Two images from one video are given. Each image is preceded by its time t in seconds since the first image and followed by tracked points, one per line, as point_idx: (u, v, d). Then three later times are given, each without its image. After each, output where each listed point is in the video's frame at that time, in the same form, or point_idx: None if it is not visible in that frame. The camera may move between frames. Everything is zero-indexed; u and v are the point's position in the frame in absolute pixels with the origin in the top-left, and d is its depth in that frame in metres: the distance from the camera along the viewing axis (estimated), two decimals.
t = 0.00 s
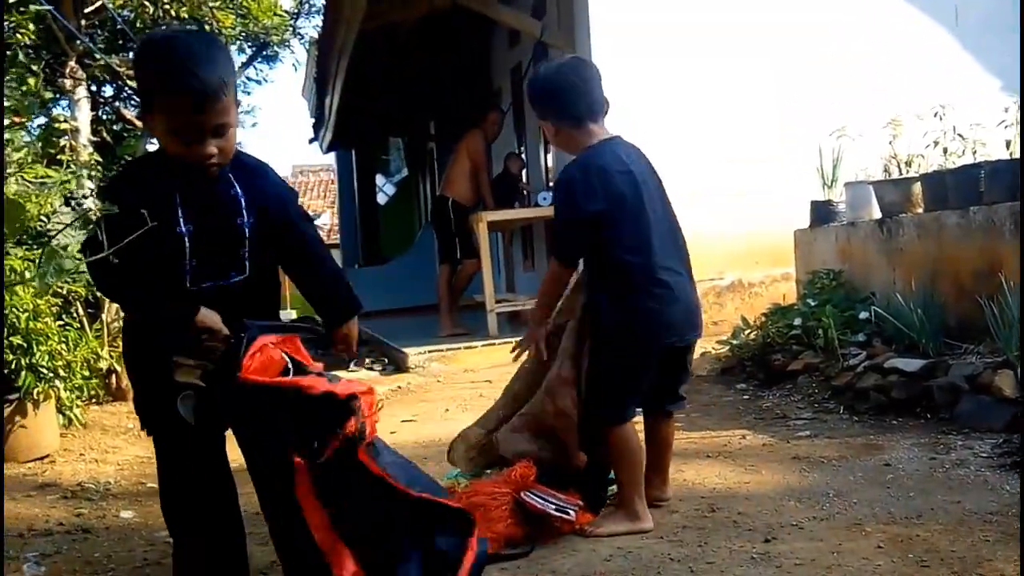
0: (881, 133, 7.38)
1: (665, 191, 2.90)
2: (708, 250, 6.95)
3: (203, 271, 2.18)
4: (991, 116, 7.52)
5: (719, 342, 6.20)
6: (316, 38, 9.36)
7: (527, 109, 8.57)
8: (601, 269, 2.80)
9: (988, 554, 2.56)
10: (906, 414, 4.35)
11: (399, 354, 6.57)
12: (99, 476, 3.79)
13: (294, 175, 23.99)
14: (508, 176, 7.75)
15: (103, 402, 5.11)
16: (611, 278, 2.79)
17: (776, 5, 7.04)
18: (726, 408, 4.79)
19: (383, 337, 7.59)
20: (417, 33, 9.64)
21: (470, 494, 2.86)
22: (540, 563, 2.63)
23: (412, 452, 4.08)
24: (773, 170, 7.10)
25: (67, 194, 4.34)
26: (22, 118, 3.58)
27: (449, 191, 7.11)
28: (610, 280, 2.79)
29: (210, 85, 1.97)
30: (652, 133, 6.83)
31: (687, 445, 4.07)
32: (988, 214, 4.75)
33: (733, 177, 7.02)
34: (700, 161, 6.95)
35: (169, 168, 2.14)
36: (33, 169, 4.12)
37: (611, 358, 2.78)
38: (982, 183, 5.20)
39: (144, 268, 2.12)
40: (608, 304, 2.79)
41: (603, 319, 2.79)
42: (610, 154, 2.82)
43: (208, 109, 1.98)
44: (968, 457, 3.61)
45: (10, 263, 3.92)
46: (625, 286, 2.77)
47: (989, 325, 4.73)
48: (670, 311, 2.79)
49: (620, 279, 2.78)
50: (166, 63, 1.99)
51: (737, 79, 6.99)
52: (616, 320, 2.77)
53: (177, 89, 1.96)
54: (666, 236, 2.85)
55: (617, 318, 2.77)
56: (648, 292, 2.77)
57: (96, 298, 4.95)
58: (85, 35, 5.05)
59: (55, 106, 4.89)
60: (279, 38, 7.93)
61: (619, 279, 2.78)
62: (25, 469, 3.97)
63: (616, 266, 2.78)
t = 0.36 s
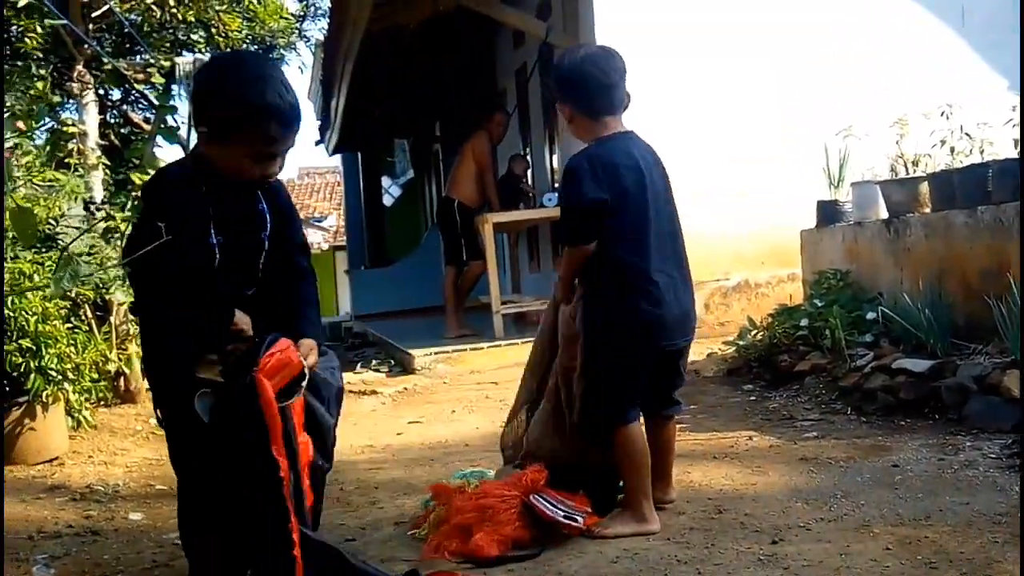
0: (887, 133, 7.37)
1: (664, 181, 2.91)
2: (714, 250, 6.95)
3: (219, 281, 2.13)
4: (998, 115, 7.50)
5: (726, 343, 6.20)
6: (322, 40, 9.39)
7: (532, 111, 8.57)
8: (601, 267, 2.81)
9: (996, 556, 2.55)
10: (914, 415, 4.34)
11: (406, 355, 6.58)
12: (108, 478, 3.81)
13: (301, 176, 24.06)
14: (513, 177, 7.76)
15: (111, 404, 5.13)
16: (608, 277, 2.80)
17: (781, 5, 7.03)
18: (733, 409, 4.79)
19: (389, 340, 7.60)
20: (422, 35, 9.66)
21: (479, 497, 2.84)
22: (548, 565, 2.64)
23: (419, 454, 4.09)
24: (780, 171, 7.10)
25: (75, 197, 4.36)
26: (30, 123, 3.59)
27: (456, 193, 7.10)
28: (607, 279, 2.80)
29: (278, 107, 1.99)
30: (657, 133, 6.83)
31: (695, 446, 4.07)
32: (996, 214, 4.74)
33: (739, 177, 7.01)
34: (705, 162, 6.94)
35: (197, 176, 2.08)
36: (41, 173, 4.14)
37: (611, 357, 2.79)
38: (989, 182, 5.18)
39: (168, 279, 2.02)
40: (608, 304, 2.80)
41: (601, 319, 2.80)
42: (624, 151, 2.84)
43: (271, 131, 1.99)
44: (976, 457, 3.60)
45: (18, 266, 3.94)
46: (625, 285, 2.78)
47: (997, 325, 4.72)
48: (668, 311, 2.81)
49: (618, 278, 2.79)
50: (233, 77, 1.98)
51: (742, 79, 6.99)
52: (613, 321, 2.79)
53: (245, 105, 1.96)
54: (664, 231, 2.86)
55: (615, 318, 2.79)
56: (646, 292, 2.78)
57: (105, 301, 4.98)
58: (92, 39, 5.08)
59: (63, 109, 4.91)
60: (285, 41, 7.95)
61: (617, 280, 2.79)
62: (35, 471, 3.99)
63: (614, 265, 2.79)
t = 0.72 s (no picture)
0: (892, 133, 7.36)
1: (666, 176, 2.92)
2: (719, 251, 6.94)
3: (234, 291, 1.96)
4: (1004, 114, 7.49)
5: (731, 343, 6.20)
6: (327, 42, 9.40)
7: (537, 112, 8.59)
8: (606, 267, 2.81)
9: (1002, 556, 2.55)
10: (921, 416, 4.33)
11: (412, 357, 6.61)
12: (115, 480, 3.82)
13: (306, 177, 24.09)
14: (519, 178, 7.77)
15: (119, 407, 5.14)
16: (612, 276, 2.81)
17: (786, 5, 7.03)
18: (739, 410, 4.79)
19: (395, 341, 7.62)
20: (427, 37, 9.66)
21: (485, 499, 2.85)
22: (552, 567, 2.63)
23: (425, 455, 4.10)
24: (784, 171, 7.09)
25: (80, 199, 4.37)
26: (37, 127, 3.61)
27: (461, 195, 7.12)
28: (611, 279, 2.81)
29: (324, 101, 1.99)
30: (663, 132, 6.82)
31: (700, 447, 4.08)
32: (1002, 213, 4.73)
33: (744, 177, 7.01)
34: (711, 162, 6.94)
35: (238, 172, 2.01)
36: (49, 176, 4.15)
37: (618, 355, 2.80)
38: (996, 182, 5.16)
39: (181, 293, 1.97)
40: (616, 302, 2.80)
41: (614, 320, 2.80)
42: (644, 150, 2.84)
43: (318, 123, 1.99)
44: (982, 458, 3.60)
45: (25, 270, 3.96)
46: (633, 283, 2.78)
47: (1003, 325, 4.72)
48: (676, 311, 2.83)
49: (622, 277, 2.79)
50: (277, 74, 1.99)
51: (747, 79, 6.99)
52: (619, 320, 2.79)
53: (294, 99, 1.96)
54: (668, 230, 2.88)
55: (621, 318, 2.79)
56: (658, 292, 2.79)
57: (111, 303, 5.00)
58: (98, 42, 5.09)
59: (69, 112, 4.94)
60: (290, 43, 7.97)
61: (621, 278, 2.79)
62: (43, 474, 4.00)
63: (618, 264, 2.79)
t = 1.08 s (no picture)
0: (894, 132, 7.35)
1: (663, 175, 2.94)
2: (721, 250, 6.94)
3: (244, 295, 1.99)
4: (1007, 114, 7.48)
5: (733, 343, 6.20)
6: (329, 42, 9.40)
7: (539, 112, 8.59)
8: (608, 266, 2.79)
9: (1005, 556, 2.54)
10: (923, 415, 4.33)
11: (414, 356, 6.61)
12: (117, 479, 3.82)
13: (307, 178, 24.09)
14: (521, 178, 7.77)
15: (121, 406, 5.14)
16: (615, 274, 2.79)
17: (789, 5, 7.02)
18: (741, 409, 4.78)
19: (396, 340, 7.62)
20: (429, 37, 9.66)
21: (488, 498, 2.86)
22: (554, 566, 2.63)
23: (427, 453, 4.10)
24: (786, 171, 7.09)
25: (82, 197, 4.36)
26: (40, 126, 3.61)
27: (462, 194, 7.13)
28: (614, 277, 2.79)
29: (358, 119, 2.07)
30: (666, 131, 6.82)
31: (702, 446, 4.08)
32: (1004, 213, 4.72)
33: (746, 177, 7.01)
34: (713, 162, 6.94)
35: (263, 172, 2.07)
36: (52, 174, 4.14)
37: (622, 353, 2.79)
38: (998, 182, 5.19)
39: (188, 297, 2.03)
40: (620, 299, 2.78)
41: (626, 320, 2.78)
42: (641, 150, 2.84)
43: (348, 137, 2.06)
44: (985, 457, 3.59)
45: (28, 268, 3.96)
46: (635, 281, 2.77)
47: (1005, 324, 4.72)
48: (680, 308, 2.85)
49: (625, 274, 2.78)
50: (319, 84, 2.07)
51: (749, 79, 6.98)
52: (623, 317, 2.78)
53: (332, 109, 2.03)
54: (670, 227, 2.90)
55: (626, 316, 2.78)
56: (663, 291, 2.80)
57: (113, 302, 5.00)
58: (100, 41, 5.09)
59: (72, 111, 4.94)
60: (292, 42, 7.97)
61: (624, 276, 2.78)
62: (45, 473, 4.00)
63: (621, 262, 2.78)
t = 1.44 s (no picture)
0: (894, 132, 7.35)
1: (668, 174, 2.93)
2: (720, 249, 6.93)
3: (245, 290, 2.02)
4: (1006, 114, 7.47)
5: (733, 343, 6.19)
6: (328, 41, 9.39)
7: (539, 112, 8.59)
8: (610, 264, 2.76)
9: (1005, 556, 2.54)
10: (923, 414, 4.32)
11: (413, 355, 6.60)
12: (115, 479, 3.81)
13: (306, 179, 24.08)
14: (520, 177, 7.76)
15: (119, 405, 5.13)
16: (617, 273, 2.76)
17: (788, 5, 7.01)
18: (740, 409, 4.77)
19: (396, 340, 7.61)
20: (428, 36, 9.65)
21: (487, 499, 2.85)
22: (553, 565, 2.63)
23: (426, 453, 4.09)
24: (785, 170, 7.08)
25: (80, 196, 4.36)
26: (38, 125, 3.60)
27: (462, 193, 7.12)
28: (617, 277, 2.77)
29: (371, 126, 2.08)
30: (665, 130, 6.82)
31: (702, 445, 4.07)
32: (1004, 212, 4.72)
33: (745, 176, 7.00)
34: (711, 162, 6.93)
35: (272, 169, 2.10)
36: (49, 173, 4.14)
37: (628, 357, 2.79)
38: (997, 182, 5.17)
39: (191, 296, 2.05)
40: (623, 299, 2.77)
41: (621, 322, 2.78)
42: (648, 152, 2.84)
43: (360, 143, 2.06)
44: (985, 457, 3.59)
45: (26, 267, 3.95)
46: (637, 282, 2.75)
47: (1005, 324, 4.71)
48: (680, 308, 2.82)
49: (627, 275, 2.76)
50: (332, 87, 2.08)
51: (748, 78, 6.98)
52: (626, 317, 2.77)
53: (347, 116, 2.04)
54: (674, 226, 2.88)
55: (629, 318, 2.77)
56: (664, 293, 2.77)
57: (111, 301, 4.99)
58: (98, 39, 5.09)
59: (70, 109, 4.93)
60: (291, 41, 7.95)
61: (626, 277, 2.76)
62: (42, 473, 3.99)
63: (623, 263, 2.75)
